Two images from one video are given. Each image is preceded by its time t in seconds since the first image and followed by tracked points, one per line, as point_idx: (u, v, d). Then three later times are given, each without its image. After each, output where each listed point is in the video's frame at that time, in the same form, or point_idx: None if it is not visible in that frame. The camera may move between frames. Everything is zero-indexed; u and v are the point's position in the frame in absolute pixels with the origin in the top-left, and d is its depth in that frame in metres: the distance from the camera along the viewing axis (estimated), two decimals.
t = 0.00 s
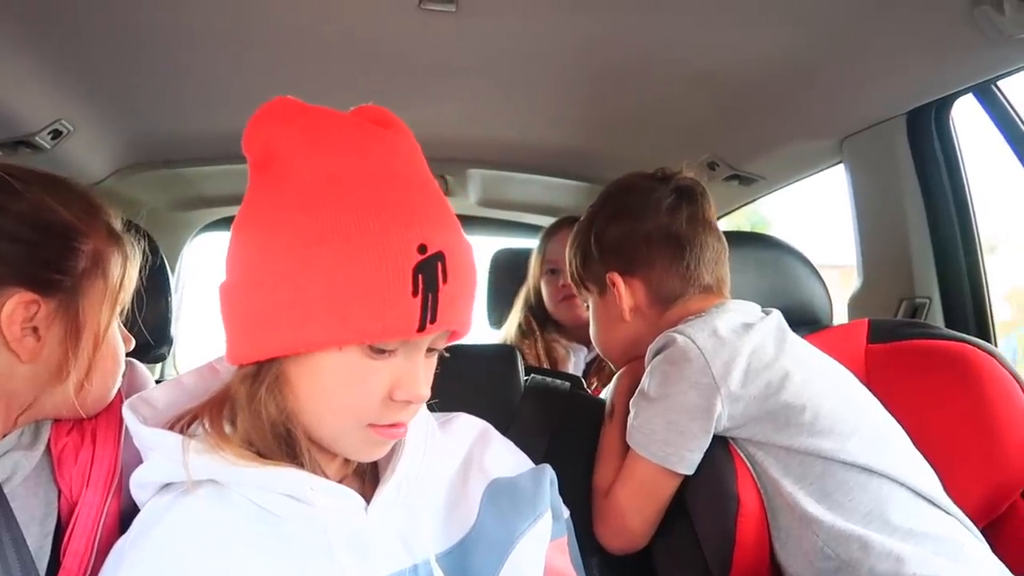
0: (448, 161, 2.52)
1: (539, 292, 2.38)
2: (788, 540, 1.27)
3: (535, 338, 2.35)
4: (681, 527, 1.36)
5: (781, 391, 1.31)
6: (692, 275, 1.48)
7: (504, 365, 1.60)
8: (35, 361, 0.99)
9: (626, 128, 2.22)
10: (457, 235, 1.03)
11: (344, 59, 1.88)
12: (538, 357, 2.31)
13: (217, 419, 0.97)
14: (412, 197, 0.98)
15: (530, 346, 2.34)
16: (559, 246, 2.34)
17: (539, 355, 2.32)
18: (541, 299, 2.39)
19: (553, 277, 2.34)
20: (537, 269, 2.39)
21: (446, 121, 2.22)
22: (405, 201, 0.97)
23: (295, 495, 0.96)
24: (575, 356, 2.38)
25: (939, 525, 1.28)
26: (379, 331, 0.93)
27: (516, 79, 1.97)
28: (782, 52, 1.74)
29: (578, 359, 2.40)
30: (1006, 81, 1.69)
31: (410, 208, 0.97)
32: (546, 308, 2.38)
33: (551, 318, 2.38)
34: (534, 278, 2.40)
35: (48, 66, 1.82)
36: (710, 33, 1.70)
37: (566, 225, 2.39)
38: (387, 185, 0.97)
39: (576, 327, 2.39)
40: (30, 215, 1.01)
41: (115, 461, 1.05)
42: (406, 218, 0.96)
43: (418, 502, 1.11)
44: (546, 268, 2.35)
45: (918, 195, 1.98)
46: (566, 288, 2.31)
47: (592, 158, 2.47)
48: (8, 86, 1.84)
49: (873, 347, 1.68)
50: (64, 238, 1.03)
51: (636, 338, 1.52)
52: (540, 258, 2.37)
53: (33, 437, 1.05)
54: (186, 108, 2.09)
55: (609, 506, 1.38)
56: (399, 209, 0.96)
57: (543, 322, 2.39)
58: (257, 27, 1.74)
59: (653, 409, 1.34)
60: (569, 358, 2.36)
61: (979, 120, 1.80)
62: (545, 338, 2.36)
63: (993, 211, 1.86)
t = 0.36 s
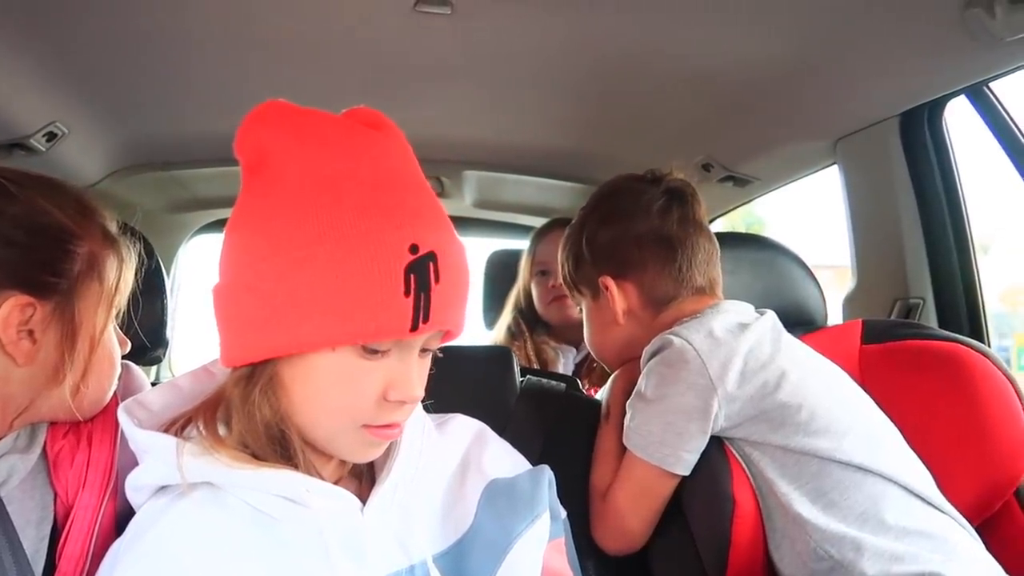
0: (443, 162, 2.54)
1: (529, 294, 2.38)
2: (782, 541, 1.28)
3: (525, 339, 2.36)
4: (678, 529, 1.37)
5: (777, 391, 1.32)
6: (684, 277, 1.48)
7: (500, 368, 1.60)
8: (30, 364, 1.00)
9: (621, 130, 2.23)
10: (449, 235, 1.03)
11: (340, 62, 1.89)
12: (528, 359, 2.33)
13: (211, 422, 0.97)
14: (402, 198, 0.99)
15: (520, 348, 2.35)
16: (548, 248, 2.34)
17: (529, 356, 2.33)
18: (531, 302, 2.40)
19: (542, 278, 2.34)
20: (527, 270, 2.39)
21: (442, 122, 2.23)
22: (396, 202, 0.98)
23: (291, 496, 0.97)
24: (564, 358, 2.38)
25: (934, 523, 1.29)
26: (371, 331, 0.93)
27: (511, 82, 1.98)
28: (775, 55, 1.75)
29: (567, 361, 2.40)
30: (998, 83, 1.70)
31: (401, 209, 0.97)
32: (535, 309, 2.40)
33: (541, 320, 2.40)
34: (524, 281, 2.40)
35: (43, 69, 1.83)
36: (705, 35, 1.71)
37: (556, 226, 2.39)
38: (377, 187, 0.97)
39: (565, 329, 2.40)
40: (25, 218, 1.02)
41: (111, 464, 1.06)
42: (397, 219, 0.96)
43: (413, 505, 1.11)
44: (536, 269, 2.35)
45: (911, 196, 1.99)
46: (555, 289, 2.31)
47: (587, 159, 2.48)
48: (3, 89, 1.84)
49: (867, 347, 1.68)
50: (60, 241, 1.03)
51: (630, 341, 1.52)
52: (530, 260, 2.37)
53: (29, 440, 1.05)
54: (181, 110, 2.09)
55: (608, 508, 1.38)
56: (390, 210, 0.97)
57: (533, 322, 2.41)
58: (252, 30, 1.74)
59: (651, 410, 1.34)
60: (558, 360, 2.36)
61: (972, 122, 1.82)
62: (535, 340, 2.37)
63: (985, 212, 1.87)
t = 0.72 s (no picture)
0: (439, 164, 2.54)
1: (520, 295, 2.40)
2: (779, 543, 1.28)
3: (519, 340, 2.35)
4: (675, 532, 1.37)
5: (776, 392, 1.32)
6: (682, 280, 1.50)
7: (496, 370, 1.61)
8: (25, 368, 1.00)
9: (616, 131, 2.23)
10: (443, 237, 1.03)
11: (336, 64, 1.89)
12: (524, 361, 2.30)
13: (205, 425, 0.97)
14: (396, 200, 0.99)
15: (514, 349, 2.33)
16: (539, 250, 2.35)
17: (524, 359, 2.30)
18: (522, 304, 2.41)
19: (533, 280, 2.36)
20: (519, 271, 2.40)
21: (437, 125, 2.24)
22: (389, 204, 0.98)
23: (288, 500, 0.97)
24: (557, 360, 2.36)
25: (931, 524, 1.29)
26: (366, 333, 0.93)
27: (507, 84, 1.98)
28: (769, 56, 1.75)
29: (560, 364, 2.38)
30: (992, 84, 1.71)
31: (394, 211, 0.98)
32: (527, 311, 2.41)
33: (533, 322, 2.40)
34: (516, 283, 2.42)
35: (37, 73, 1.83)
36: (700, 38, 1.72)
37: (546, 230, 2.40)
38: (371, 189, 0.97)
39: (556, 330, 2.39)
40: (20, 221, 1.02)
41: (107, 468, 1.06)
42: (390, 222, 0.97)
43: (409, 508, 1.10)
44: (527, 270, 2.37)
45: (906, 197, 1.99)
46: (547, 290, 2.32)
47: (582, 161, 2.48)
48: None
49: (862, 348, 1.69)
50: (54, 245, 1.03)
51: (628, 344, 1.54)
52: (521, 262, 2.39)
53: (25, 445, 1.05)
54: (176, 113, 2.09)
55: (606, 511, 1.39)
56: (384, 212, 0.97)
57: (526, 323, 2.40)
58: (247, 32, 1.74)
59: (650, 413, 1.34)
60: (552, 362, 2.33)
61: (965, 123, 1.82)
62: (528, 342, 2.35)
63: (979, 214, 1.87)
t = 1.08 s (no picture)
0: (436, 162, 2.50)
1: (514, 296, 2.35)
2: (781, 558, 1.23)
3: (503, 340, 2.35)
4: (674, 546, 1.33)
5: (779, 400, 1.27)
6: (687, 284, 1.44)
7: (491, 373, 1.57)
8: None
9: (617, 130, 2.19)
10: (437, 240, 0.99)
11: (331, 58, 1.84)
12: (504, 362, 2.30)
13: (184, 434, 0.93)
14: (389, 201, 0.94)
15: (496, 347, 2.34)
16: (533, 249, 2.31)
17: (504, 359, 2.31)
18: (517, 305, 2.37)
19: (526, 279, 2.31)
20: (514, 270, 2.36)
21: (434, 122, 2.19)
22: (381, 204, 0.93)
23: (270, 514, 0.92)
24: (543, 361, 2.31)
25: (941, 540, 1.24)
26: (354, 340, 0.89)
27: (506, 80, 1.93)
28: (775, 55, 1.71)
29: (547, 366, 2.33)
30: (1005, 86, 1.66)
31: (387, 213, 0.93)
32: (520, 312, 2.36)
33: (525, 324, 2.36)
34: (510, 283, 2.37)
35: (22, 66, 1.78)
36: (706, 35, 1.67)
37: (543, 229, 2.34)
38: (363, 189, 0.93)
39: (549, 333, 2.35)
40: None
41: (83, 477, 1.02)
42: (382, 224, 0.92)
43: (398, 520, 1.06)
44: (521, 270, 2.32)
45: (915, 201, 1.94)
46: (540, 290, 2.27)
47: (582, 160, 2.44)
48: None
49: (868, 355, 1.65)
50: (29, 243, 0.98)
51: (629, 348, 1.49)
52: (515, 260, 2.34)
53: None
54: (166, 108, 2.04)
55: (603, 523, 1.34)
56: (375, 213, 0.92)
57: (517, 325, 2.37)
58: (237, 26, 1.69)
59: (648, 421, 1.30)
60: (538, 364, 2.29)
61: (977, 125, 1.77)
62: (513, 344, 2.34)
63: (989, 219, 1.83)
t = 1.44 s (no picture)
0: (423, 165, 2.43)
1: (495, 309, 2.30)
2: None
3: (483, 355, 2.31)
4: None
5: (775, 433, 1.20)
6: (681, 308, 1.40)
7: (474, 396, 1.51)
8: None
9: (610, 135, 2.12)
10: (416, 275, 0.92)
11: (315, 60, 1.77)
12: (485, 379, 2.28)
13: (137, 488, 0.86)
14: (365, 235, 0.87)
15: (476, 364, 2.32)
16: (512, 260, 2.25)
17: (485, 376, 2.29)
18: (500, 317, 2.32)
19: (507, 291, 2.25)
20: (494, 282, 2.30)
21: (420, 125, 2.12)
22: (357, 239, 0.86)
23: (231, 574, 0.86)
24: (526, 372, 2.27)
25: None
26: (325, 389, 0.82)
27: (495, 84, 1.86)
28: (773, 62, 1.64)
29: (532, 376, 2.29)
30: (1015, 99, 1.60)
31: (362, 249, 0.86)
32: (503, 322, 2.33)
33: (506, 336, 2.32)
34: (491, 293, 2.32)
35: None
36: (707, 42, 1.60)
37: (524, 237, 2.26)
38: (337, 223, 0.85)
39: (531, 343, 2.29)
40: None
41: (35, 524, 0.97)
42: (357, 262, 0.85)
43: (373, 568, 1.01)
44: (501, 282, 2.26)
45: (917, 215, 1.88)
46: (521, 303, 2.21)
47: (574, 164, 2.37)
48: None
49: (867, 378, 1.59)
50: None
51: (619, 374, 1.45)
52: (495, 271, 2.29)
53: None
54: (141, 110, 1.96)
55: (592, 559, 1.28)
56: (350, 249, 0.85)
57: (499, 335, 2.34)
58: (212, 27, 1.61)
59: (639, 454, 1.23)
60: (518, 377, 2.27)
61: (983, 139, 1.71)
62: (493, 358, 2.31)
63: (994, 237, 1.76)
